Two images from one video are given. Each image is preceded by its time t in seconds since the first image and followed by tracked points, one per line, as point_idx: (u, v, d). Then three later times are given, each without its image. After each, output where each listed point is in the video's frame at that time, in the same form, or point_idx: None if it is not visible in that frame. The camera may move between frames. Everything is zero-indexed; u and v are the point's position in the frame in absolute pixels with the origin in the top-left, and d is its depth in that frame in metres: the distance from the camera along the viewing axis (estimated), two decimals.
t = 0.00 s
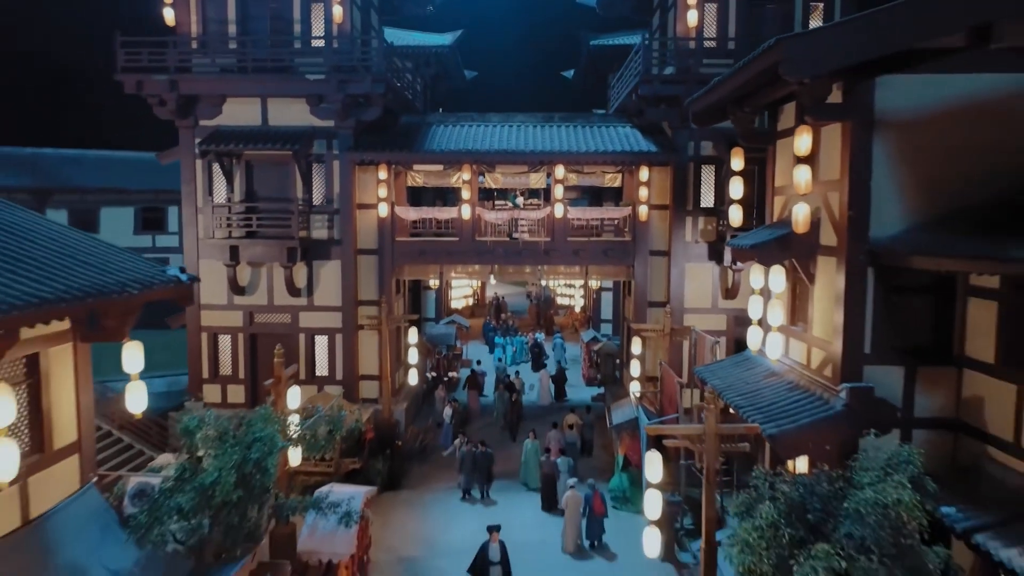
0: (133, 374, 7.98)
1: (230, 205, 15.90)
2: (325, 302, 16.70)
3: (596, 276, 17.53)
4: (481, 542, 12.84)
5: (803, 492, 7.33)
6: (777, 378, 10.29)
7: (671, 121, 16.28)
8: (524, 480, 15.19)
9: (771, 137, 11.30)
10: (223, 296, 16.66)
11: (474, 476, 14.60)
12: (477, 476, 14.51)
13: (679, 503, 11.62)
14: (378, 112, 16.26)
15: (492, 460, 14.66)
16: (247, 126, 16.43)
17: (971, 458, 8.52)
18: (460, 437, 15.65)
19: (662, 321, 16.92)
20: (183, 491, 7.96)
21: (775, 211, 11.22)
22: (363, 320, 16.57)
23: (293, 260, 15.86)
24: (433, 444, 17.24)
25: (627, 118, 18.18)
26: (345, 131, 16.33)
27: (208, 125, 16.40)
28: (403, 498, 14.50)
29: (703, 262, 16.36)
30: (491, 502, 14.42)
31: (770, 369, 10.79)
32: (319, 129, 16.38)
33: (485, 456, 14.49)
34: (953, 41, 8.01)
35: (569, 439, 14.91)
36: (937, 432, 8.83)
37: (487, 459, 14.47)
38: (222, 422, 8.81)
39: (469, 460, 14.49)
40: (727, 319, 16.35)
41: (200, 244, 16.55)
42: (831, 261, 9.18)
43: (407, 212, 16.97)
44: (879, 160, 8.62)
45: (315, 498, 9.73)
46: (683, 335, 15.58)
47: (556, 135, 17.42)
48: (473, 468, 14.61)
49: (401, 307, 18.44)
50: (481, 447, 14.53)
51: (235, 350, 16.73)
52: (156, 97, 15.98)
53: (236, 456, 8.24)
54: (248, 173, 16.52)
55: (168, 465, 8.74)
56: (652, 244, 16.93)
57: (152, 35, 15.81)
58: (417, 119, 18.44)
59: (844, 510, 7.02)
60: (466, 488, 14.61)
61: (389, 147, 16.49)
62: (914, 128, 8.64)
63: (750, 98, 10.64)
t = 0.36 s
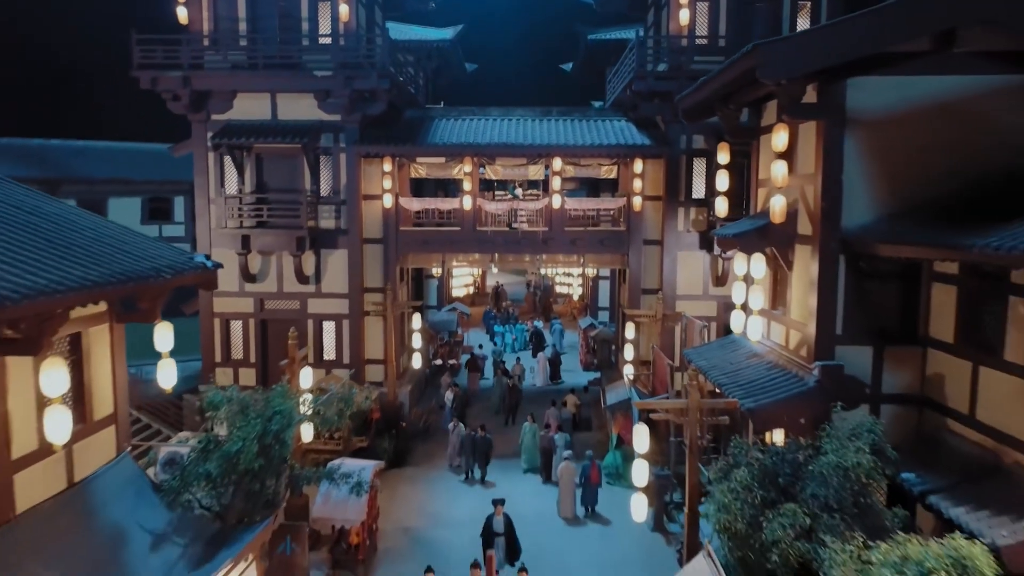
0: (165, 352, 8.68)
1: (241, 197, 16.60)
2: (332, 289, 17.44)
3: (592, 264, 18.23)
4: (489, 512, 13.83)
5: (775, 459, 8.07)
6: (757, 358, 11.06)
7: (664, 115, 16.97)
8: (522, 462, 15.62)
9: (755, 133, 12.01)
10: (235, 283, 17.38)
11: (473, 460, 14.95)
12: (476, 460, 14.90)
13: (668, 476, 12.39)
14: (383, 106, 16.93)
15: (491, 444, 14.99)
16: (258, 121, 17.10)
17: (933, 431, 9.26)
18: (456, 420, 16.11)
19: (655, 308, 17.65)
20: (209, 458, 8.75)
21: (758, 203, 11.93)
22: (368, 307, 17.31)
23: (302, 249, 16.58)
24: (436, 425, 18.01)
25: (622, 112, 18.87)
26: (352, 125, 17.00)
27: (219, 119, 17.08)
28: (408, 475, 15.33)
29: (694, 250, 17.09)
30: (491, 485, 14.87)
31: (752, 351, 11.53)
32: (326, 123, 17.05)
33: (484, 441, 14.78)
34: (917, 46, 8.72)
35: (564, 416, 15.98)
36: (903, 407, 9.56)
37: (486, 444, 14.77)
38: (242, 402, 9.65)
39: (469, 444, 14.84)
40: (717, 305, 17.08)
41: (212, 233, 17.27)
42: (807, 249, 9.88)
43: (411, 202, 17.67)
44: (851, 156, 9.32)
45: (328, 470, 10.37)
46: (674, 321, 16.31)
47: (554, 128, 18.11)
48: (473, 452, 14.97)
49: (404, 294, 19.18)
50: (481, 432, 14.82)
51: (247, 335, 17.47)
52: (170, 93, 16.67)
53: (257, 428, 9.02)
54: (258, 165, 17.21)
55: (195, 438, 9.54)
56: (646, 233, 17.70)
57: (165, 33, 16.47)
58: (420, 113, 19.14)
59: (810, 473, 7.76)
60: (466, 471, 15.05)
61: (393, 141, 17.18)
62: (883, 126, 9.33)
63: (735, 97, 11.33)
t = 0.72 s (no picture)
0: (191, 333, 9.50)
1: (252, 188, 17.32)
2: (339, 277, 18.18)
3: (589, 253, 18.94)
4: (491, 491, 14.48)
5: (751, 429, 8.76)
6: (740, 340, 11.79)
7: (657, 109, 17.66)
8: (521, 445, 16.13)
9: (741, 128, 12.74)
10: (245, 271, 18.11)
11: (474, 444, 15.59)
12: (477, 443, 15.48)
13: (657, 452, 13.14)
14: (387, 101, 17.62)
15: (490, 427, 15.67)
16: (267, 115, 17.80)
17: (901, 406, 10.00)
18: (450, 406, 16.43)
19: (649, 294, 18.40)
20: (234, 429, 9.64)
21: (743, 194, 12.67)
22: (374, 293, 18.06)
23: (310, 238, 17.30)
24: (439, 407, 18.77)
25: (618, 106, 19.56)
26: (357, 119, 17.70)
27: (231, 114, 17.78)
28: (413, 453, 16.17)
29: (686, 239, 17.84)
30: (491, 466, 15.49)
31: (736, 333, 12.23)
32: (333, 117, 17.75)
33: (484, 424, 15.39)
34: (887, 49, 9.44)
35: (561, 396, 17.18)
36: (874, 384, 10.30)
37: (486, 427, 15.41)
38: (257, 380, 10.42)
39: (469, 428, 15.43)
40: (708, 292, 17.82)
41: (223, 223, 17.97)
42: (785, 237, 10.63)
43: (414, 193, 18.37)
44: (825, 151, 10.06)
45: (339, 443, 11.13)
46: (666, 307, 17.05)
47: (552, 122, 18.81)
48: (473, 436, 15.54)
49: (408, 282, 19.92)
50: (481, 416, 15.42)
51: (257, 321, 18.22)
52: (184, 88, 17.35)
53: (276, 403, 9.88)
54: (268, 158, 17.92)
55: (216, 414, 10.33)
56: (640, 223, 18.42)
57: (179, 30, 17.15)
58: (423, 107, 19.83)
59: (780, 441, 8.52)
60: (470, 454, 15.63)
61: (397, 134, 17.89)
62: (855, 123, 10.05)
63: (721, 94, 12.04)
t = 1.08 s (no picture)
0: (215, 314, 10.26)
1: (262, 178, 18.06)
2: (345, 264, 18.93)
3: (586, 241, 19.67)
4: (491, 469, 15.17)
5: (731, 403, 9.50)
6: (726, 322, 12.53)
7: (652, 103, 18.38)
8: (519, 429, 16.69)
9: (728, 123, 13.47)
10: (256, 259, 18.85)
11: (473, 428, 16.12)
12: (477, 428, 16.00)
13: (648, 429, 13.94)
14: (391, 95, 18.32)
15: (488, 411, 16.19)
16: (276, 108, 18.51)
17: (873, 383, 10.76)
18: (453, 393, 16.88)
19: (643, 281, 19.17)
20: (254, 404, 10.42)
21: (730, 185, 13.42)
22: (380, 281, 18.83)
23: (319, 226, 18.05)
24: (441, 390, 19.55)
25: (614, 99, 20.28)
26: (363, 113, 18.39)
27: (241, 107, 18.47)
28: (418, 432, 16.99)
29: (678, 229, 18.59)
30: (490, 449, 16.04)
31: (723, 316, 12.96)
32: (339, 111, 18.45)
33: (482, 410, 15.96)
34: (860, 51, 10.17)
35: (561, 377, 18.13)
36: (848, 363, 11.08)
37: (485, 411, 15.98)
38: (278, 358, 11.19)
39: (469, 412, 15.99)
40: (700, 279, 18.58)
41: (234, 213, 18.70)
42: (767, 226, 11.37)
43: (418, 183, 19.07)
44: (803, 145, 10.80)
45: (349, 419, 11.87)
46: (660, 292, 17.82)
47: (550, 115, 19.52)
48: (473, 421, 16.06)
49: (411, 269, 20.66)
50: (480, 401, 15.95)
51: (267, 307, 18.98)
52: (196, 83, 18.04)
53: (293, 378, 10.63)
54: (277, 150, 18.62)
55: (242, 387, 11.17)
56: (635, 213, 19.17)
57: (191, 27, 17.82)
58: (425, 101, 20.56)
59: (757, 412, 9.28)
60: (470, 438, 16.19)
61: (402, 127, 18.60)
62: (832, 118, 10.75)
63: (709, 91, 12.78)
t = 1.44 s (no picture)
0: (235, 299, 11.04)
1: (272, 170, 18.77)
2: (352, 253, 19.67)
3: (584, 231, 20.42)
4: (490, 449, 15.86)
5: (715, 379, 10.25)
6: (715, 307, 13.31)
7: (647, 97, 19.09)
8: (518, 411, 17.28)
9: (717, 118, 14.20)
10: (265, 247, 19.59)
11: (473, 413, 16.66)
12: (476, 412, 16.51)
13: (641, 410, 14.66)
14: (396, 89, 19.01)
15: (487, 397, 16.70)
16: (285, 102, 19.20)
17: (850, 362, 11.54)
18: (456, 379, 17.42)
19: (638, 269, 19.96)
20: (272, 381, 11.23)
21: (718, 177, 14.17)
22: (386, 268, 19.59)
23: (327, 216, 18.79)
24: (444, 374, 20.33)
25: (611, 93, 20.97)
26: (369, 106, 19.08)
27: (251, 101, 19.16)
28: (423, 413, 17.81)
29: (673, 218, 19.42)
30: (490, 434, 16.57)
31: (713, 301, 13.72)
32: (346, 104, 19.15)
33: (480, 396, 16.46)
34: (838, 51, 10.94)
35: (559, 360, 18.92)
36: (828, 344, 11.85)
37: (484, 397, 16.48)
38: (294, 342, 12.06)
39: (468, 398, 16.50)
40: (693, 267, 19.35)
41: (245, 203, 19.40)
42: (752, 216, 12.12)
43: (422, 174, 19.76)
44: (785, 140, 11.52)
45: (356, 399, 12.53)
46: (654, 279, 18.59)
47: (550, 108, 20.21)
48: (473, 405, 16.59)
49: (415, 257, 21.40)
50: (480, 386, 16.50)
51: (277, 293, 19.75)
52: (209, 78, 18.73)
53: (309, 358, 11.48)
54: (286, 142, 19.32)
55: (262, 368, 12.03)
56: (631, 203, 19.91)
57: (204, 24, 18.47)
58: (429, 94, 21.25)
59: (739, 387, 10.06)
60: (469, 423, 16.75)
61: (406, 120, 19.30)
62: (812, 114, 11.45)
63: (699, 88, 13.49)
